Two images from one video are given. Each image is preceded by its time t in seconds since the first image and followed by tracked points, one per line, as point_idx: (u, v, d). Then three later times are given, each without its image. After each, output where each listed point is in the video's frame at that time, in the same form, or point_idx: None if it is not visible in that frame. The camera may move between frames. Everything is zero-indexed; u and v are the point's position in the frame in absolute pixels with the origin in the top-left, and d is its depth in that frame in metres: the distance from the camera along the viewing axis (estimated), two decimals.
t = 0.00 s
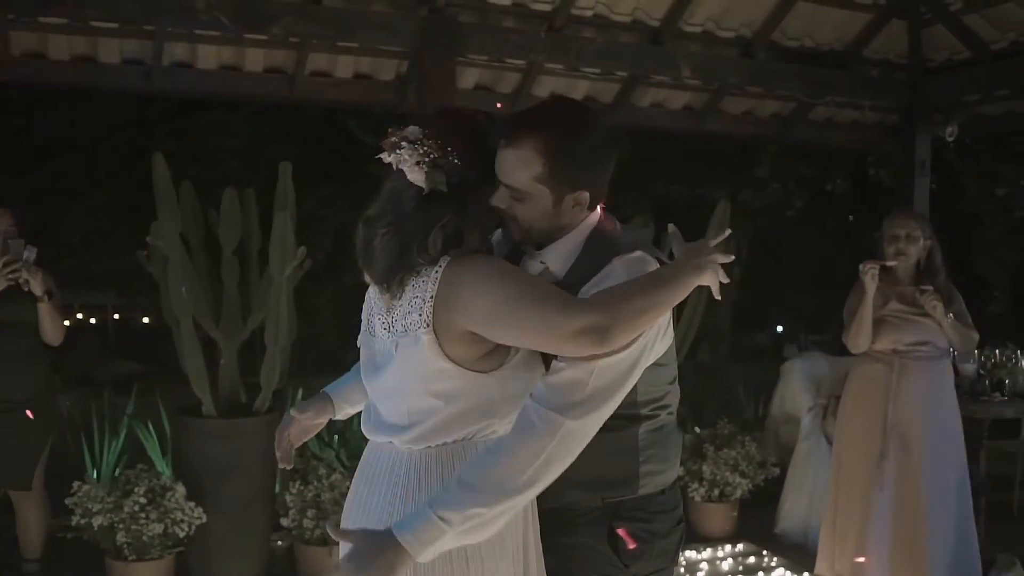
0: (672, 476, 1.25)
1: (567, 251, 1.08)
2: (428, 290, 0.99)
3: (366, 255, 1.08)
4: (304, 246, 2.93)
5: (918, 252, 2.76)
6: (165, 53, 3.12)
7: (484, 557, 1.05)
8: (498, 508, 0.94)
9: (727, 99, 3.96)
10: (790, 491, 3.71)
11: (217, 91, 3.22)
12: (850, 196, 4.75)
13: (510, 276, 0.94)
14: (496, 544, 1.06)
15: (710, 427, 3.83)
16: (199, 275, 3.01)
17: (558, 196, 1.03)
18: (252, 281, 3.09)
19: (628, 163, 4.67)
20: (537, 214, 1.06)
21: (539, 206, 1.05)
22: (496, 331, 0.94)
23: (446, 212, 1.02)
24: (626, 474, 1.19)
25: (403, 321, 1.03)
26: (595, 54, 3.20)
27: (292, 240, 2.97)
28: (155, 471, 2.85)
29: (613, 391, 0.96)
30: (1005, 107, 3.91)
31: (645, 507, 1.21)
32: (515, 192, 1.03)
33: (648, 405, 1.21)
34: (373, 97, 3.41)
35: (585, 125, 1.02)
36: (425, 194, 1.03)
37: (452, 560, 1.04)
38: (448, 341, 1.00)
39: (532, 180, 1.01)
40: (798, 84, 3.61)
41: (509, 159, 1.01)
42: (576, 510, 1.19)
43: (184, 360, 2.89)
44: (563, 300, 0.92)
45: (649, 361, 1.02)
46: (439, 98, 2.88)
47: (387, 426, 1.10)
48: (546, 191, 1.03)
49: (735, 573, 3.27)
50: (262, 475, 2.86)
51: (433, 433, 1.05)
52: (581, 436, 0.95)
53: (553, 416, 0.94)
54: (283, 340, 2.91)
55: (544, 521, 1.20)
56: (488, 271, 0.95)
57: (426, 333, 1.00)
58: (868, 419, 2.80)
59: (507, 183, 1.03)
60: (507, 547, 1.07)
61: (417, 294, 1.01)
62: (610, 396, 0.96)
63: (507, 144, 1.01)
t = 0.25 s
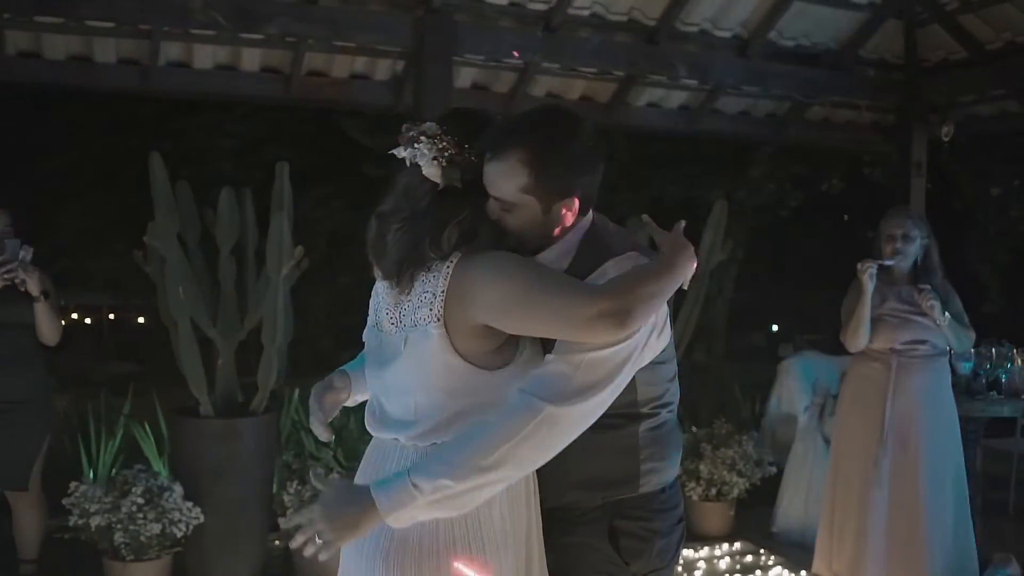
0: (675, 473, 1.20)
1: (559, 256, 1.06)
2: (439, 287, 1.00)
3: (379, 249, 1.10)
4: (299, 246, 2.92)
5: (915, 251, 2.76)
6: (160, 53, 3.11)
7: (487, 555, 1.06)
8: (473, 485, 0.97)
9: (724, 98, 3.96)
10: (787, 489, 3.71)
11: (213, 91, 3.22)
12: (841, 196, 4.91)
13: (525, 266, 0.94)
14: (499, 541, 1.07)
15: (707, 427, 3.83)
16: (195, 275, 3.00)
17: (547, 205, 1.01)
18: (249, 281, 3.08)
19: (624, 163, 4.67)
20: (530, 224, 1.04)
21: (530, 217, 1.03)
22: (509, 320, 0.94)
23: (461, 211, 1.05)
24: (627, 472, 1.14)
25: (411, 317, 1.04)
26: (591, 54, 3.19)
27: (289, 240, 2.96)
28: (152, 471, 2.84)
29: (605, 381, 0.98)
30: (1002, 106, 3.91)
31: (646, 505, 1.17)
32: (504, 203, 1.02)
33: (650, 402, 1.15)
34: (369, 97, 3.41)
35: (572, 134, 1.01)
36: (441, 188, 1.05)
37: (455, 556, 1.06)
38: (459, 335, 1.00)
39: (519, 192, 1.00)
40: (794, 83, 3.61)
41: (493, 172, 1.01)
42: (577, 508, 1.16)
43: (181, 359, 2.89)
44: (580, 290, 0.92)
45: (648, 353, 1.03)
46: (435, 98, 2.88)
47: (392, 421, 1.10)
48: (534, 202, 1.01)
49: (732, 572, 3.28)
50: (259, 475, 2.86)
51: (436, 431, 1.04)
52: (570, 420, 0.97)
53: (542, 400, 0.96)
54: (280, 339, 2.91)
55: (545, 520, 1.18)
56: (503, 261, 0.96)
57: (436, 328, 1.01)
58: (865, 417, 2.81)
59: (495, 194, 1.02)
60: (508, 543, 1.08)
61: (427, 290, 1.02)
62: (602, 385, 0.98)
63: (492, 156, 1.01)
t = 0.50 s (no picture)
0: (676, 469, 1.21)
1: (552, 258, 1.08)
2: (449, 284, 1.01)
3: (392, 243, 1.10)
4: (298, 246, 2.92)
5: (913, 252, 2.77)
6: (157, 53, 3.11)
7: (492, 556, 1.07)
8: (458, 465, 1.00)
9: (721, 98, 3.96)
10: (785, 489, 3.70)
11: (210, 91, 3.22)
12: (839, 196, 4.97)
13: (531, 264, 0.97)
14: (504, 543, 1.07)
15: (705, 426, 3.83)
16: (193, 274, 2.99)
17: (534, 214, 1.04)
18: (246, 281, 3.08)
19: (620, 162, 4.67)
20: (520, 229, 1.07)
21: (519, 223, 1.06)
22: (517, 316, 0.97)
23: (461, 211, 1.08)
24: (630, 471, 1.14)
25: (420, 314, 1.05)
26: (589, 53, 3.19)
27: (287, 240, 2.96)
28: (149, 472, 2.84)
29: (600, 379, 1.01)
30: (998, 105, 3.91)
31: (649, 504, 1.17)
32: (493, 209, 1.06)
33: (652, 401, 1.15)
34: (366, 96, 3.41)
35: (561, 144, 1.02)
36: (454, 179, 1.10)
37: (460, 555, 1.06)
38: (467, 331, 1.02)
39: (505, 200, 1.03)
40: (792, 83, 3.61)
41: (482, 180, 1.04)
42: (580, 508, 1.15)
43: (179, 359, 2.88)
44: (593, 294, 0.95)
45: (646, 352, 1.06)
46: (433, 97, 2.88)
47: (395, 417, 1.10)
48: (522, 210, 1.04)
49: (730, 571, 3.27)
50: (257, 476, 2.86)
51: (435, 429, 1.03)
52: (564, 414, 1.00)
53: (536, 391, 0.99)
54: (278, 339, 2.92)
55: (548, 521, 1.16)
56: (511, 259, 0.98)
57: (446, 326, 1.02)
58: (865, 416, 2.81)
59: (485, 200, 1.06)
60: (512, 543, 1.08)
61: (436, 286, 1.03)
62: (595, 381, 1.01)
63: (480, 164, 1.04)
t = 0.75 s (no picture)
0: (679, 471, 1.21)
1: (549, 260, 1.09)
2: (453, 281, 1.02)
3: (400, 240, 1.11)
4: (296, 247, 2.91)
5: (912, 252, 2.77)
6: (155, 54, 3.11)
7: (495, 557, 1.07)
8: (453, 451, 1.02)
9: (718, 99, 3.96)
10: (782, 489, 3.70)
11: (207, 92, 3.22)
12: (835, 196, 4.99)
13: (534, 267, 0.97)
14: (507, 544, 1.08)
15: (703, 427, 3.83)
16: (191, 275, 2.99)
17: (529, 218, 1.04)
18: (244, 282, 3.08)
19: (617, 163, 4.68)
20: (517, 232, 1.08)
21: (515, 227, 1.07)
22: (513, 317, 0.97)
23: (462, 212, 1.10)
24: (633, 471, 1.14)
25: (425, 313, 1.05)
26: (586, 54, 3.19)
27: (286, 241, 2.95)
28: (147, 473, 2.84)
29: (596, 381, 1.02)
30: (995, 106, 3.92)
31: (651, 503, 1.17)
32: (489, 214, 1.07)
33: (654, 402, 1.16)
34: (364, 97, 3.41)
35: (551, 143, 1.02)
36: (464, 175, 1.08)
37: (463, 555, 1.06)
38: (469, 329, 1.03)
39: (499, 206, 1.04)
40: (790, 84, 3.61)
41: (476, 186, 1.05)
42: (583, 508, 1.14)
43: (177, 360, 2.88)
44: (593, 301, 0.96)
45: (644, 355, 1.07)
46: (431, 98, 2.88)
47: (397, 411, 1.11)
48: (515, 215, 1.05)
49: (728, 572, 3.27)
50: (255, 477, 2.85)
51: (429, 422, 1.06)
52: (555, 415, 1.01)
53: (530, 387, 1.00)
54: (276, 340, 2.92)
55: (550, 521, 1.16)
56: (516, 260, 0.98)
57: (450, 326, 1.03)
58: (862, 416, 2.81)
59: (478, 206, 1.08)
60: (515, 544, 1.08)
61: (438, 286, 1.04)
62: (589, 384, 1.02)
63: (473, 171, 1.05)
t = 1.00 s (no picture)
0: (682, 470, 1.21)
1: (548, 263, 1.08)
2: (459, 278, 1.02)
3: (406, 236, 1.11)
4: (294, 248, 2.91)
5: (910, 252, 2.77)
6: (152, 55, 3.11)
7: (499, 557, 1.06)
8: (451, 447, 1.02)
9: (716, 99, 3.97)
10: (780, 489, 3.71)
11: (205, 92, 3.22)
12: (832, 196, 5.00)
13: (538, 267, 0.97)
14: (511, 544, 1.07)
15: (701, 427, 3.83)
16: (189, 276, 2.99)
17: (523, 222, 1.04)
18: (242, 283, 3.09)
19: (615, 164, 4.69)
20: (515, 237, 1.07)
21: (512, 232, 1.06)
22: (516, 316, 0.97)
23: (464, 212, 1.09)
24: (636, 471, 1.14)
25: (432, 310, 1.05)
26: (584, 54, 3.19)
27: (284, 242, 2.96)
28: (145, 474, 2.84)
29: (595, 383, 1.01)
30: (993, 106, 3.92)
31: (654, 503, 1.17)
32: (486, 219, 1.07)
33: (656, 402, 1.16)
34: (362, 98, 3.42)
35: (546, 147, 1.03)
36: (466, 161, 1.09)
37: (467, 555, 1.05)
38: (476, 324, 1.03)
39: (495, 210, 1.04)
40: (788, 84, 3.61)
41: (473, 189, 1.05)
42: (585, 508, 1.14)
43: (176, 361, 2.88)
44: (593, 307, 0.95)
45: (644, 357, 1.07)
46: (429, 98, 2.88)
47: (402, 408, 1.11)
48: (511, 221, 1.04)
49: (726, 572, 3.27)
50: (253, 477, 2.85)
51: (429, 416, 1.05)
52: (551, 417, 1.01)
53: (528, 387, 1.00)
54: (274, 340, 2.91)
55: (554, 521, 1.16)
56: (522, 258, 0.98)
57: (456, 321, 1.03)
58: (862, 416, 2.81)
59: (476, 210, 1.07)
60: (519, 545, 1.08)
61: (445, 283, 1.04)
62: (587, 388, 1.01)
63: (470, 175, 1.05)
